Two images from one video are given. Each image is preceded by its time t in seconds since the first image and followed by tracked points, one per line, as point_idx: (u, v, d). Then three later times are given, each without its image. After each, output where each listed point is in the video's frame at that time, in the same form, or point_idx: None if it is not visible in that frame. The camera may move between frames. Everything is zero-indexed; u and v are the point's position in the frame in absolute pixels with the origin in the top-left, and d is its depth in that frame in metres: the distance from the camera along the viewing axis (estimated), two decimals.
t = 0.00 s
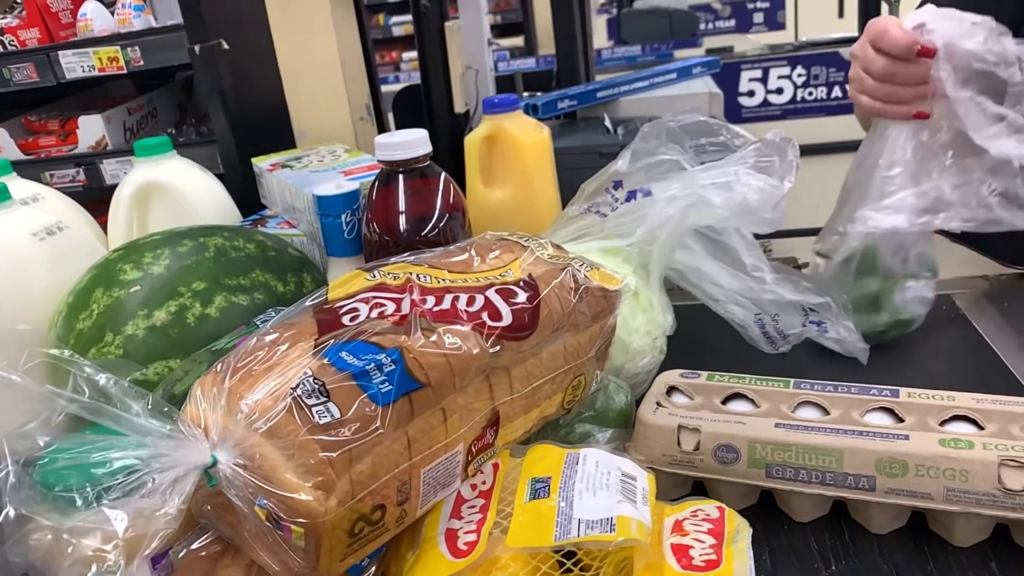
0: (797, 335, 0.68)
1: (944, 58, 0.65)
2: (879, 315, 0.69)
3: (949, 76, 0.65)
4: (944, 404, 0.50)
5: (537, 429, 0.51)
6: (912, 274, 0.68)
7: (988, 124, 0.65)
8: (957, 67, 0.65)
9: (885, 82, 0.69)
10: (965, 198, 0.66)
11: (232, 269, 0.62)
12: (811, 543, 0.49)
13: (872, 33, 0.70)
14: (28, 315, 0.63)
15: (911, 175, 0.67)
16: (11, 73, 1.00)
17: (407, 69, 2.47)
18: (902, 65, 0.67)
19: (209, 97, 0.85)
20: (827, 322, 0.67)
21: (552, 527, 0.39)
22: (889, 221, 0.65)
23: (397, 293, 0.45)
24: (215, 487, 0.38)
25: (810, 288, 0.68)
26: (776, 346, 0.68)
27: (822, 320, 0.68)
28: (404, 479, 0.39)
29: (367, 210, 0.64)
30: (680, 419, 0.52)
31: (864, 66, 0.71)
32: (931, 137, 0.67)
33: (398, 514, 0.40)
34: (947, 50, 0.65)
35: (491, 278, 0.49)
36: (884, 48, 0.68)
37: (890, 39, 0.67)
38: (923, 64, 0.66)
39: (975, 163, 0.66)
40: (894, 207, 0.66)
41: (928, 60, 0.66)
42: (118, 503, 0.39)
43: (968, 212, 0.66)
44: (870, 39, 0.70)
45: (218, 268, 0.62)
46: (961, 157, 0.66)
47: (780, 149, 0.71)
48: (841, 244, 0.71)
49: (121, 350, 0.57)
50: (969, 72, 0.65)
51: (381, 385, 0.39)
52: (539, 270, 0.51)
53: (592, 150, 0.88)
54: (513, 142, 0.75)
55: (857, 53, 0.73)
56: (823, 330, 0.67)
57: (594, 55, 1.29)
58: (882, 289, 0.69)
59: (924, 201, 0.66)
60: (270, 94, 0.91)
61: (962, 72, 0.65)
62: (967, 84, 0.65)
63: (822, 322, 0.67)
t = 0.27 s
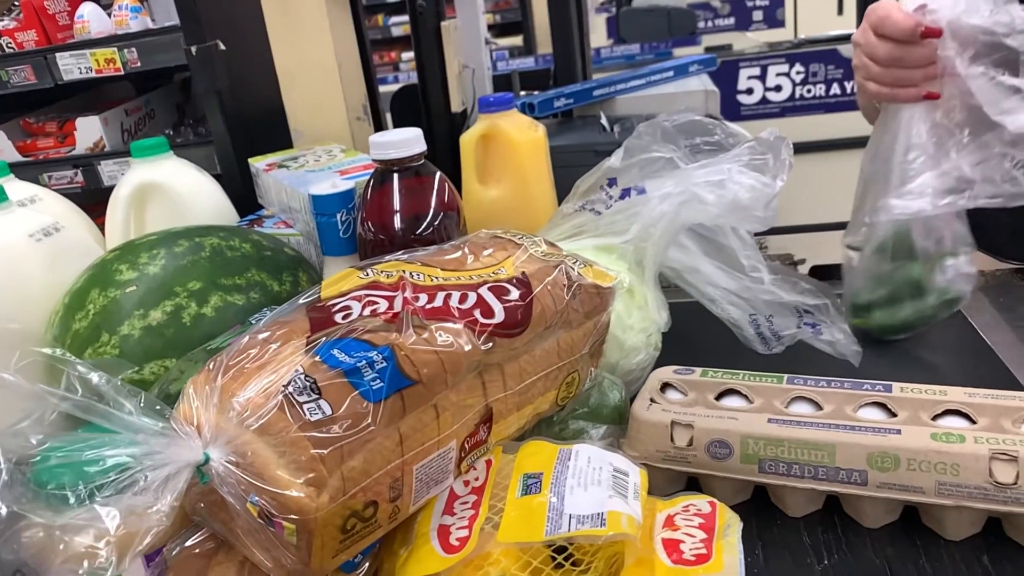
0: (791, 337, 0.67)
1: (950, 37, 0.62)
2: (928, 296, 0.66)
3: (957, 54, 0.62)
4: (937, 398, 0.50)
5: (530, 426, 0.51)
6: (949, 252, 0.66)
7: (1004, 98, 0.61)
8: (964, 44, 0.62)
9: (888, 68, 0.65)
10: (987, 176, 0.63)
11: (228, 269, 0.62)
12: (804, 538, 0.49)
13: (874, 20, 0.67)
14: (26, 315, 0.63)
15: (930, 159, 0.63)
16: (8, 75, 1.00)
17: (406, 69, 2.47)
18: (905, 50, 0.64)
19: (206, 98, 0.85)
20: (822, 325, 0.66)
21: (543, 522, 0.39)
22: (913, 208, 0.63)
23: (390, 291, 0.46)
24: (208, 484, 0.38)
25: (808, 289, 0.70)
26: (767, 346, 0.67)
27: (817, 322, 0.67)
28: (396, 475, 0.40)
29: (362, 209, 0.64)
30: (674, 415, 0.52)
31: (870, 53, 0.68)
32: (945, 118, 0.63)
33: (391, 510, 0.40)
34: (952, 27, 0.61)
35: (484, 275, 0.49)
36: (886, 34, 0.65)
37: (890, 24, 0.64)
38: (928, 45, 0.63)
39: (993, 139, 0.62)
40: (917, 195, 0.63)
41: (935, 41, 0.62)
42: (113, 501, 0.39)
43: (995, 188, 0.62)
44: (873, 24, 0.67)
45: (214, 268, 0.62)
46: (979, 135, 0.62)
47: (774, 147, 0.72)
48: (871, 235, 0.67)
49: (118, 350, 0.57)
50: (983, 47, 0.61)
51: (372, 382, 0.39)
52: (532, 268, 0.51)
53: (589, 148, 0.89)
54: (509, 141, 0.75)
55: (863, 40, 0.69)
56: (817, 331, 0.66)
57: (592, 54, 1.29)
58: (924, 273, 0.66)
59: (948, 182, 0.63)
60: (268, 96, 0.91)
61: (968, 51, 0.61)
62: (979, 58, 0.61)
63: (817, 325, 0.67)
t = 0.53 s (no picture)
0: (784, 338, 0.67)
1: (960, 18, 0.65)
2: (972, 276, 0.67)
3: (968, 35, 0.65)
4: (928, 392, 0.50)
5: (522, 422, 0.51)
6: (987, 228, 0.67)
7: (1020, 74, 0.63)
8: (975, 24, 0.65)
9: (899, 54, 0.69)
10: (1009, 152, 0.66)
11: (222, 267, 0.63)
12: (795, 531, 0.49)
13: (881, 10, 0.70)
14: (21, 314, 0.64)
15: (955, 140, 0.67)
16: (5, 76, 1.00)
17: (406, 68, 2.47)
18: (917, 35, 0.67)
19: (202, 97, 0.86)
20: (815, 326, 0.67)
21: (532, 516, 0.39)
22: (936, 188, 0.66)
23: (381, 288, 0.46)
24: (198, 479, 0.39)
25: (805, 288, 0.71)
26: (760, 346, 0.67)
27: (809, 324, 0.67)
28: (386, 471, 0.40)
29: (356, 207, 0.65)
30: (665, 410, 0.52)
31: (879, 42, 0.71)
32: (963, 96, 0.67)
33: (381, 505, 0.40)
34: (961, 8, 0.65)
35: (475, 272, 0.49)
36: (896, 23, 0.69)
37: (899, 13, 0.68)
38: (939, 28, 0.67)
39: (1013, 115, 0.65)
40: (940, 174, 0.66)
41: (945, 23, 0.66)
42: (103, 496, 0.40)
43: (1018, 165, 0.66)
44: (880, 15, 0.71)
45: (209, 267, 0.62)
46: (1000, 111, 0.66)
47: (766, 144, 0.73)
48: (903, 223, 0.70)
49: (112, 348, 0.57)
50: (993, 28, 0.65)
51: (361, 378, 0.39)
52: (524, 264, 0.52)
53: (583, 146, 0.89)
54: (503, 139, 0.76)
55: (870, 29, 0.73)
56: (810, 332, 0.67)
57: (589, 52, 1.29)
58: (963, 251, 0.67)
59: (969, 163, 0.66)
60: (263, 95, 0.91)
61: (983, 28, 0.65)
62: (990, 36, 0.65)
63: (809, 326, 0.67)
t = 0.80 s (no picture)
0: (774, 336, 0.67)
1: None
2: (1016, 252, 0.66)
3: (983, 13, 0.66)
4: (916, 385, 0.51)
5: (512, 416, 0.51)
6: None
7: None
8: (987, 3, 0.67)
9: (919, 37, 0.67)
10: None
11: (215, 264, 0.63)
12: (784, 523, 0.49)
13: None
14: (15, 310, 0.64)
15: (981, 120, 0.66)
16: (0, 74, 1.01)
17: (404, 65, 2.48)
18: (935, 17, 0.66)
19: (196, 94, 0.86)
20: (806, 325, 0.67)
21: (519, 508, 0.40)
22: (966, 170, 0.65)
23: (369, 282, 0.46)
24: (186, 472, 0.39)
25: (797, 286, 0.71)
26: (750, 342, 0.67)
27: (799, 322, 0.67)
28: (374, 464, 0.40)
29: (348, 203, 0.65)
30: (654, 403, 0.52)
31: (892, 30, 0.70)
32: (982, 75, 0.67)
33: (369, 498, 0.40)
34: None
35: (464, 266, 0.49)
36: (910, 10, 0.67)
37: None
38: (952, 9, 0.66)
39: None
40: (968, 155, 0.65)
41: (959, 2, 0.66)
42: (92, 489, 0.40)
43: None
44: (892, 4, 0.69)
45: (201, 263, 0.63)
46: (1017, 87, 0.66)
47: (756, 139, 0.73)
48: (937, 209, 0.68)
49: (104, 344, 0.57)
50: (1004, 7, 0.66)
51: (349, 371, 0.40)
52: (514, 258, 0.52)
53: (577, 142, 0.89)
54: (497, 134, 0.76)
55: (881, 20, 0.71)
56: (800, 330, 0.67)
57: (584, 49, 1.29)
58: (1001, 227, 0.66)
59: (998, 140, 0.65)
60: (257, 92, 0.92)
61: (995, 7, 0.68)
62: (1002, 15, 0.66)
63: (800, 324, 0.67)
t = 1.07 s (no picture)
0: (762, 331, 0.66)
1: None
2: None
3: None
4: (901, 376, 0.51)
5: (499, 408, 0.51)
6: None
7: None
8: None
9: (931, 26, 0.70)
10: None
11: (205, 258, 0.63)
12: (769, 514, 0.49)
13: None
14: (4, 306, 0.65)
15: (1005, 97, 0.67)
16: None
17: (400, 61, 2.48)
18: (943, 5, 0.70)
19: (187, 90, 0.86)
20: (793, 321, 0.66)
21: (502, 497, 0.40)
22: (992, 148, 0.66)
23: (354, 275, 0.46)
24: (171, 463, 0.39)
25: (786, 282, 0.70)
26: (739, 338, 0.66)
27: (787, 318, 0.67)
28: (358, 455, 0.40)
29: (337, 197, 0.65)
30: (641, 395, 0.53)
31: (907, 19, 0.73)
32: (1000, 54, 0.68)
33: (354, 489, 0.40)
34: None
35: (451, 259, 0.50)
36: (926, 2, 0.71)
37: None
38: None
39: None
40: (993, 134, 0.67)
41: None
42: (76, 481, 0.41)
43: None
44: None
45: (191, 257, 0.63)
46: None
47: (744, 133, 0.73)
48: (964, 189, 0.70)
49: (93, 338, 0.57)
50: None
51: (332, 362, 0.40)
52: (500, 251, 0.52)
53: (568, 136, 0.89)
54: (487, 129, 0.76)
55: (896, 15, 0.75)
56: (788, 326, 0.66)
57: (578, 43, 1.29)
58: None
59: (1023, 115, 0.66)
60: (248, 87, 0.92)
61: None
62: None
63: (788, 320, 0.66)
